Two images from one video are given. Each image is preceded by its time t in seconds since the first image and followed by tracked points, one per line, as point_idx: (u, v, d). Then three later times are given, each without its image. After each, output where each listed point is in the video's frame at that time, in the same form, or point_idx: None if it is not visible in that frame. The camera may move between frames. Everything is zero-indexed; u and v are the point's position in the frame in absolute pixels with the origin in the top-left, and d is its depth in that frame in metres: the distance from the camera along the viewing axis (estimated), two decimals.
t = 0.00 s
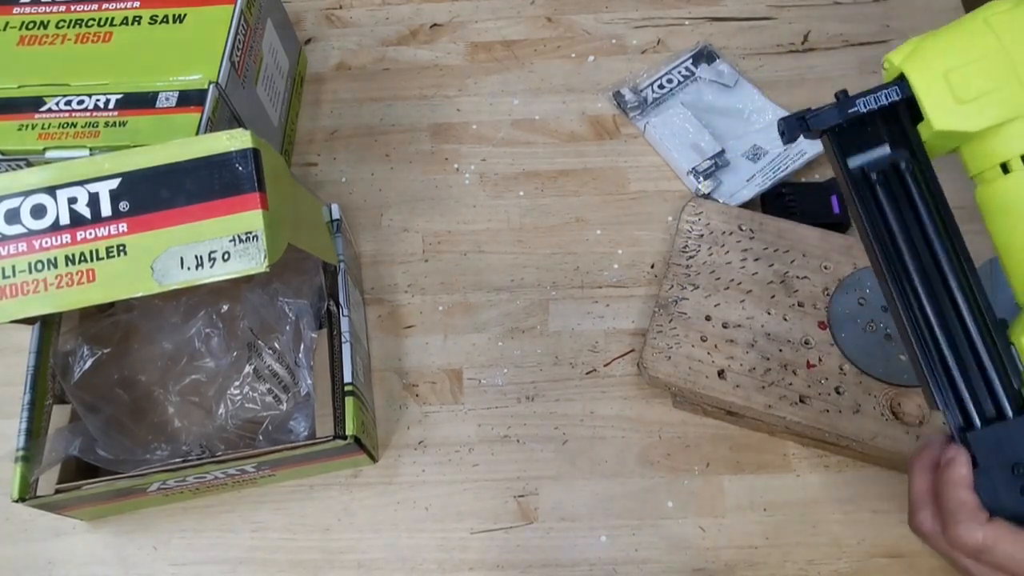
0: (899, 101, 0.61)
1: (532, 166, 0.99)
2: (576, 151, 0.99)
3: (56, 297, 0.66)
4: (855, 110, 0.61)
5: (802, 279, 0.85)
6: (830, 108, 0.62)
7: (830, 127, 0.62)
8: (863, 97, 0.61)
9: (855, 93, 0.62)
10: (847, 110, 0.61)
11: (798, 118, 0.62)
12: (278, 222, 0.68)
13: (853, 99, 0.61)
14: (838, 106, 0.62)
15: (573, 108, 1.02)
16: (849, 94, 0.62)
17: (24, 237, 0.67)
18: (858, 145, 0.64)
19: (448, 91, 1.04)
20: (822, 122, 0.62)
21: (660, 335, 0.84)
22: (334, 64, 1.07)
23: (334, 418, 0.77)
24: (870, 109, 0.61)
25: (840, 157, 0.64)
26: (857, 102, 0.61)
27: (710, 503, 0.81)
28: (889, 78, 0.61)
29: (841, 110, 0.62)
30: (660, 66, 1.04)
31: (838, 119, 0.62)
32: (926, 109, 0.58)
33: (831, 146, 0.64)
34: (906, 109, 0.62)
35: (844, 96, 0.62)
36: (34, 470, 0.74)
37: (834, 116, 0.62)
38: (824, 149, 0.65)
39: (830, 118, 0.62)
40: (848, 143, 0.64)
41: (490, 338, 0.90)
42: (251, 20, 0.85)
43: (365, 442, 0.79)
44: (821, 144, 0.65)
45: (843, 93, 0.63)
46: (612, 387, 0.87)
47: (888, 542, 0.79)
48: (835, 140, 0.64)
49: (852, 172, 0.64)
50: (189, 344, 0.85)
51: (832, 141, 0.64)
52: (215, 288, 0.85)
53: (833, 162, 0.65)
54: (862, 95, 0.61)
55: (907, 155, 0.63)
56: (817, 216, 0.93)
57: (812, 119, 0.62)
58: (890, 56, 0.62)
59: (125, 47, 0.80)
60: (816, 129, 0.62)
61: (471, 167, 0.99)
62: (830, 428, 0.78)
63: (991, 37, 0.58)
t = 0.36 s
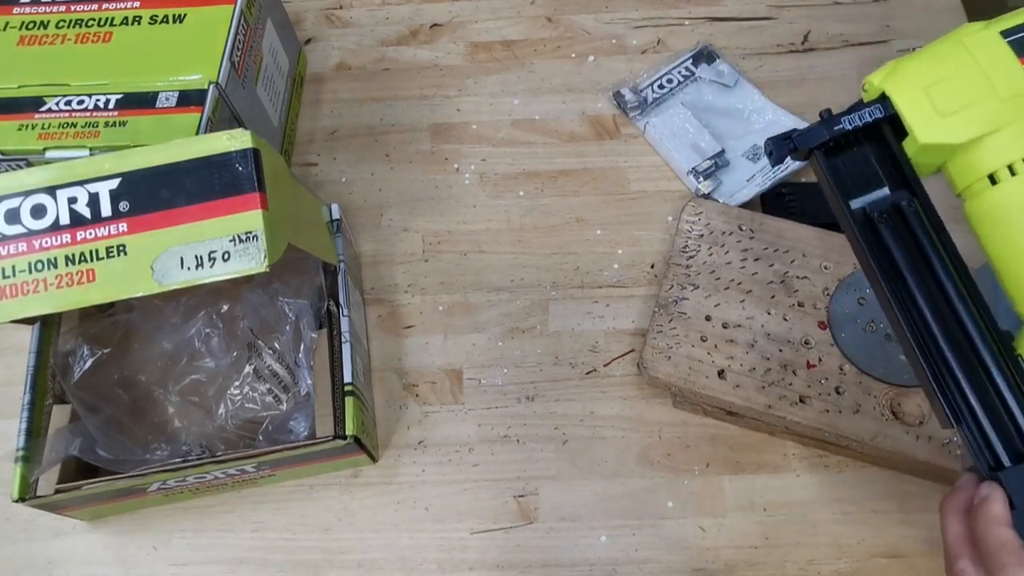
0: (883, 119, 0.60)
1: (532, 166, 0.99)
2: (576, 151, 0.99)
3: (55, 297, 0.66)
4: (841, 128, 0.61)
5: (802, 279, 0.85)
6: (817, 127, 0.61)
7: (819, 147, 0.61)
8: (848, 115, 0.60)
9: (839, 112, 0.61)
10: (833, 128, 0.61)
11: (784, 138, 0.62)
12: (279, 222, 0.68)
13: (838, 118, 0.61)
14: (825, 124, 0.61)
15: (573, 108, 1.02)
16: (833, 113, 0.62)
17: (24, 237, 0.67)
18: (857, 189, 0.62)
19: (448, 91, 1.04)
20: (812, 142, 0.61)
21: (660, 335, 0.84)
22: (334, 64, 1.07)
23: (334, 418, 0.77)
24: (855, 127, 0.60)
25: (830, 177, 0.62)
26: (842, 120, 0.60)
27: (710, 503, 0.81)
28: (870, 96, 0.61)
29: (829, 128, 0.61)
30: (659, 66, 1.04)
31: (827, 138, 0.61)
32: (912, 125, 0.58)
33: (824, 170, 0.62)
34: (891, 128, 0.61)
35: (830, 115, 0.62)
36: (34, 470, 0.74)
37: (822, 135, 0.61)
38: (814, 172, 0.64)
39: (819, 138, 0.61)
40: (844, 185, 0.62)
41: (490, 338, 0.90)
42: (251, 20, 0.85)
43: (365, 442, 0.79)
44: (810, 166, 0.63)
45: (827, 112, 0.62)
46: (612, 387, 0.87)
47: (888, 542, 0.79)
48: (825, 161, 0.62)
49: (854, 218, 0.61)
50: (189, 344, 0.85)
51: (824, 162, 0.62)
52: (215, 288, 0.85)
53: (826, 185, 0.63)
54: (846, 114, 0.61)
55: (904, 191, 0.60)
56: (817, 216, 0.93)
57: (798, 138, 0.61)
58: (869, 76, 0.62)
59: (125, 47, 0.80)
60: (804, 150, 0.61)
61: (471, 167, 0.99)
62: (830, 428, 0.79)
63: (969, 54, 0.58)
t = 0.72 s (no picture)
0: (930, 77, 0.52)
1: (532, 166, 0.99)
2: (576, 151, 1.00)
3: (56, 297, 0.66)
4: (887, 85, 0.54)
5: (802, 279, 0.85)
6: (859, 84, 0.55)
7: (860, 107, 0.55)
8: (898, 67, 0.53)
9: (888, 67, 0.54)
10: (878, 85, 0.54)
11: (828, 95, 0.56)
12: (279, 222, 0.68)
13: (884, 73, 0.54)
14: (868, 82, 0.54)
15: (573, 108, 1.02)
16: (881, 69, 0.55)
17: (24, 237, 0.67)
18: (919, 180, 0.53)
19: (448, 91, 1.04)
20: (853, 100, 0.55)
21: (660, 335, 0.84)
22: (334, 64, 1.07)
23: (334, 418, 0.77)
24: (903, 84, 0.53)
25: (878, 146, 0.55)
26: (888, 76, 0.53)
27: (710, 503, 0.81)
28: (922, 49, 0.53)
29: (872, 85, 0.54)
30: (659, 66, 1.04)
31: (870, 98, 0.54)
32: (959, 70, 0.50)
33: (871, 137, 0.55)
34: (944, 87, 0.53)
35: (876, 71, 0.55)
36: (34, 470, 0.74)
37: (865, 93, 0.54)
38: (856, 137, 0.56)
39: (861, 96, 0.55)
40: (908, 175, 0.54)
41: (490, 338, 0.90)
42: (250, 20, 0.85)
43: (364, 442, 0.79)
44: (853, 129, 0.57)
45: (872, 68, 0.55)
46: (612, 387, 0.87)
47: (888, 542, 0.79)
48: (871, 123, 0.55)
49: (920, 211, 0.53)
50: (189, 344, 0.85)
51: (869, 126, 0.55)
52: (215, 288, 0.85)
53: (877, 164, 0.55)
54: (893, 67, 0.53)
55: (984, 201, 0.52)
56: (817, 216, 0.93)
57: (839, 96, 0.55)
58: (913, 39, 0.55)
59: (125, 47, 0.80)
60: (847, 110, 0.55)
61: (471, 167, 0.99)
62: (830, 428, 0.79)
63: None
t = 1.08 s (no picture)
0: (983, 170, 0.56)
1: (532, 166, 0.99)
2: (575, 151, 1.00)
3: (55, 297, 0.66)
4: (940, 184, 0.59)
5: (802, 279, 0.85)
6: (914, 189, 0.60)
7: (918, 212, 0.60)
8: (950, 167, 0.58)
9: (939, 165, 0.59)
10: (931, 186, 0.59)
11: (881, 203, 0.61)
12: (279, 222, 0.68)
13: (935, 176, 0.59)
14: (921, 185, 0.60)
15: (573, 108, 1.02)
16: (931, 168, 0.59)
17: (24, 237, 0.67)
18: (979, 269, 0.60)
19: (448, 91, 1.04)
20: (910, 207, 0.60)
21: (660, 335, 0.84)
22: (334, 65, 1.07)
23: (334, 418, 0.77)
24: (954, 182, 0.58)
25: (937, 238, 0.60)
26: (939, 177, 0.59)
27: (710, 503, 0.81)
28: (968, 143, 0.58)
29: (926, 188, 0.59)
30: (660, 66, 1.04)
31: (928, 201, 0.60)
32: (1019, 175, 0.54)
33: (929, 233, 0.61)
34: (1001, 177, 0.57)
35: (927, 173, 0.60)
36: (34, 470, 0.74)
37: (921, 197, 0.60)
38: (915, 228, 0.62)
39: (919, 201, 0.60)
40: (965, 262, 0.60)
41: (490, 338, 0.90)
42: (251, 20, 0.85)
43: (364, 442, 0.79)
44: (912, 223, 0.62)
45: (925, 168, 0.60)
46: (612, 387, 0.87)
47: (888, 542, 0.79)
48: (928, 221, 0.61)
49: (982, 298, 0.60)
50: (189, 344, 0.85)
51: (926, 223, 0.61)
52: (215, 288, 0.85)
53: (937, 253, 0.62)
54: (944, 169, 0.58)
55: None
56: (817, 216, 0.93)
57: (895, 202, 0.60)
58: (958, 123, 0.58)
59: (125, 47, 0.80)
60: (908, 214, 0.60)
61: (471, 167, 0.99)
62: (830, 428, 0.78)
63: None
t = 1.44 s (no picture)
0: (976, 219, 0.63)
1: (532, 166, 0.99)
2: (575, 151, 1.00)
3: (55, 298, 0.66)
4: (934, 237, 0.66)
5: (802, 279, 0.85)
6: (910, 245, 0.68)
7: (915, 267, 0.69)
8: (941, 224, 0.65)
9: (930, 220, 0.66)
10: (927, 240, 0.67)
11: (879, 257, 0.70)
12: (278, 222, 0.68)
13: (929, 232, 0.66)
14: (917, 239, 0.67)
15: (573, 108, 1.02)
16: (925, 223, 0.67)
17: (24, 237, 0.67)
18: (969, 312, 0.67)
19: (448, 91, 1.04)
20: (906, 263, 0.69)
21: (660, 335, 0.84)
22: (334, 64, 1.07)
23: (334, 418, 0.77)
24: (948, 234, 0.65)
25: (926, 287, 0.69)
26: (933, 231, 0.66)
27: (710, 503, 0.81)
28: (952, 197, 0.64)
29: (922, 243, 0.67)
30: (660, 66, 1.04)
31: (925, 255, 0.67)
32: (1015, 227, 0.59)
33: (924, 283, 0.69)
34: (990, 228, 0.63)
35: (921, 228, 0.67)
36: (34, 470, 0.74)
37: (917, 252, 0.68)
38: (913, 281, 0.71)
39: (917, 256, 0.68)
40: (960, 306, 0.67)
41: (490, 338, 0.90)
42: (251, 20, 0.85)
43: (364, 442, 0.79)
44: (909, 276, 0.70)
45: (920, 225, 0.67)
46: (612, 387, 0.87)
47: (888, 542, 0.79)
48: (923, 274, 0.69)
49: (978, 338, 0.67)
50: (189, 344, 0.85)
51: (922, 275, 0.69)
52: (215, 288, 0.85)
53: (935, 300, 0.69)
54: (936, 225, 0.66)
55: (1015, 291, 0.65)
56: (817, 216, 0.93)
57: (891, 257, 0.69)
58: (948, 168, 0.62)
59: (125, 47, 0.80)
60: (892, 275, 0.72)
61: (471, 167, 0.99)
62: (830, 428, 0.79)
63: None
